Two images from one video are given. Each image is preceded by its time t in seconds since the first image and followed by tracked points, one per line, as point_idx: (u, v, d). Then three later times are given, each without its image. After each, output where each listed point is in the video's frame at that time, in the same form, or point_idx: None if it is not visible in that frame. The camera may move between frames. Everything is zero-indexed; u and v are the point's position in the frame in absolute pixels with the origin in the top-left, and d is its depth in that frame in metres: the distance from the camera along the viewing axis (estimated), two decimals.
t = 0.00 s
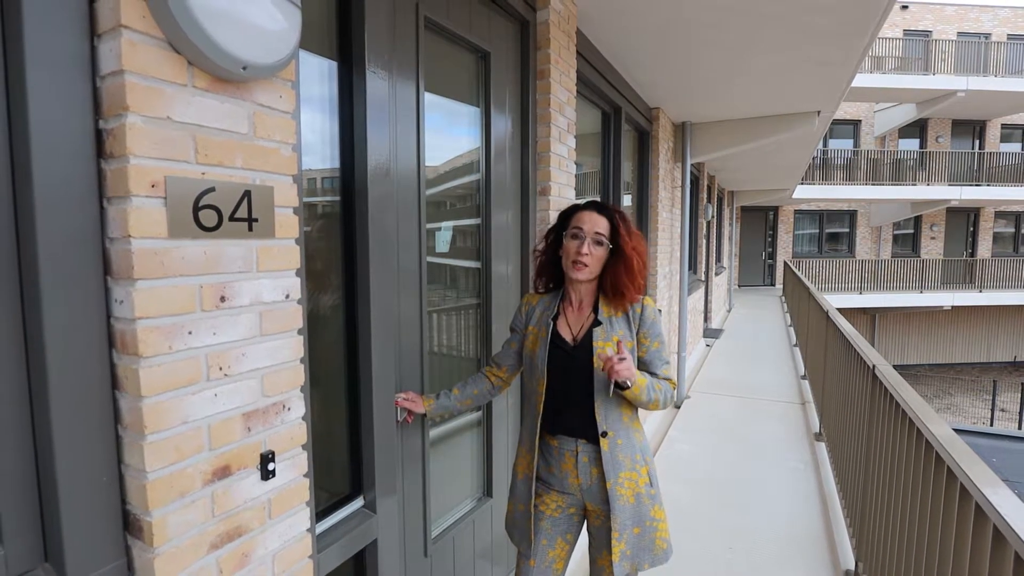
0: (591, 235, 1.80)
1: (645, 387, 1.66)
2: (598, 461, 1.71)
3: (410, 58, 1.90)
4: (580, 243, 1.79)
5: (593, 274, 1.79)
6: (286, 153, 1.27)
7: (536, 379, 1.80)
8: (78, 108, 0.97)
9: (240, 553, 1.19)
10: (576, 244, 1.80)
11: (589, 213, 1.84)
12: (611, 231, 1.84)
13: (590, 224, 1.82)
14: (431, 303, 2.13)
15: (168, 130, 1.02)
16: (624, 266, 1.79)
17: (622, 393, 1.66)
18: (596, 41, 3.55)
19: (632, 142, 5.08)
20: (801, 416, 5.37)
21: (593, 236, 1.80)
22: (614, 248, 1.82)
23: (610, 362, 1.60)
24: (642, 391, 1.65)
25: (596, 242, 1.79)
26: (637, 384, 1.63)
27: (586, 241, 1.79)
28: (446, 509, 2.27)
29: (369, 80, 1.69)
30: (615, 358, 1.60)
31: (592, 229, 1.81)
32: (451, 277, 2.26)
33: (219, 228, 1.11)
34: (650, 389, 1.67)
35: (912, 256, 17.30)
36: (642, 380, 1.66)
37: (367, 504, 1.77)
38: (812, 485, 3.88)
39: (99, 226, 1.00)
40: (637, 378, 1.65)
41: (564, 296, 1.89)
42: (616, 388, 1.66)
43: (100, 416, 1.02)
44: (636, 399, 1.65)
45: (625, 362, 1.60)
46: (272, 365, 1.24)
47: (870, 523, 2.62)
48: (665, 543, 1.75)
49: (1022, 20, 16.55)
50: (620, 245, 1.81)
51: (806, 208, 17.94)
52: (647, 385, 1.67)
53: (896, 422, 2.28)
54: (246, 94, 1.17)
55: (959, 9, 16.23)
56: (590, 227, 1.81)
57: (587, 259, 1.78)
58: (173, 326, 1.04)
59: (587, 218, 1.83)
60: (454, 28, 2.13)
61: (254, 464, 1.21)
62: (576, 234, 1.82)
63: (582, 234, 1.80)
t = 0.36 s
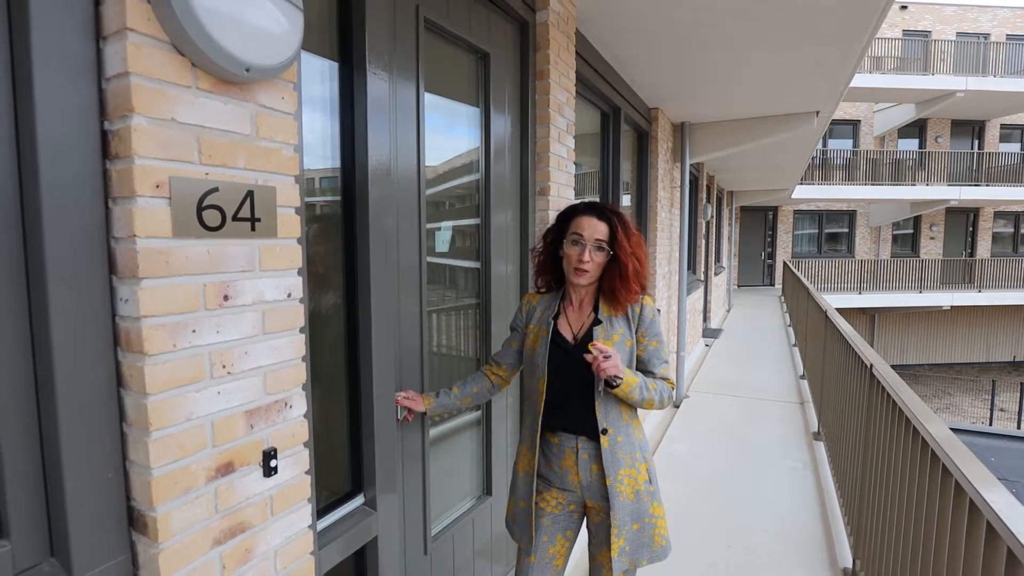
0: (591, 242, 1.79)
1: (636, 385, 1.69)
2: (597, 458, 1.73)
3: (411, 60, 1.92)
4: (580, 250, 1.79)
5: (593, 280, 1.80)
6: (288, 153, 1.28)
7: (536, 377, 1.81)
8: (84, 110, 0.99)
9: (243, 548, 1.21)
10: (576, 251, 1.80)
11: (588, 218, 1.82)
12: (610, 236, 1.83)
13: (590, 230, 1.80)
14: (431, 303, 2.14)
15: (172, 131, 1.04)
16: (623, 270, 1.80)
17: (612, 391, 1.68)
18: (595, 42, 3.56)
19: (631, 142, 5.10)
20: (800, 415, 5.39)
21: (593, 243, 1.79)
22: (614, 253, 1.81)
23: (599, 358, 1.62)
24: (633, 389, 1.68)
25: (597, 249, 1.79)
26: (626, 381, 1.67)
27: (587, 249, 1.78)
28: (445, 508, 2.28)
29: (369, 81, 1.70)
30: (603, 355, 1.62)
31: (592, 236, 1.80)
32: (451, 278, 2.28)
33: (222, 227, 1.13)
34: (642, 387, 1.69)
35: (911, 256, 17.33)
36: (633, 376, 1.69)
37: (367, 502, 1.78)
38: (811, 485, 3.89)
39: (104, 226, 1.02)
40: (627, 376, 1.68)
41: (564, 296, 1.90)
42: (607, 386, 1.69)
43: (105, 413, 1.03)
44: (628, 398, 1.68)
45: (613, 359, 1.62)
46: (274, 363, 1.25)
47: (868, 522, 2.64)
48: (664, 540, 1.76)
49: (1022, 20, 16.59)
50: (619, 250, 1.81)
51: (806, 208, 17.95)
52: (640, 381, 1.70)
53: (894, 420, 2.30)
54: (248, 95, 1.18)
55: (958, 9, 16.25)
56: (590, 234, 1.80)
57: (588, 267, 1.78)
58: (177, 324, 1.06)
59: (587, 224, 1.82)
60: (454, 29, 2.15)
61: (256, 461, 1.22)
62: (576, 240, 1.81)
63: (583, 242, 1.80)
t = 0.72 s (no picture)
0: (596, 233, 1.80)
1: (634, 397, 1.68)
2: (596, 456, 1.73)
3: (410, 60, 1.93)
4: (587, 243, 1.80)
5: (600, 271, 1.81)
6: (288, 154, 1.29)
7: (536, 377, 1.82)
8: (86, 111, 0.99)
9: (243, 546, 1.22)
10: (583, 244, 1.80)
11: (590, 210, 1.85)
12: (611, 228, 1.86)
13: (593, 222, 1.83)
14: (430, 302, 2.15)
15: (173, 132, 1.05)
16: (626, 259, 1.84)
17: (610, 409, 1.69)
18: (595, 42, 3.56)
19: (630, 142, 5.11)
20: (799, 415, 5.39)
21: (598, 234, 1.81)
22: (617, 244, 1.85)
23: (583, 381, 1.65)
24: (630, 403, 1.67)
25: (603, 239, 1.81)
26: (618, 401, 1.65)
27: (593, 240, 1.79)
28: (445, 507, 2.29)
29: (369, 81, 1.71)
30: (589, 379, 1.63)
31: (596, 227, 1.82)
32: (451, 277, 2.29)
33: (222, 227, 1.14)
34: (641, 398, 1.69)
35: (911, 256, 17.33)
36: (627, 391, 1.67)
37: (367, 501, 1.79)
38: (810, 484, 3.90)
39: (106, 226, 1.02)
40: (621, 393, 1.67)
41: (564, 295, 1.91)
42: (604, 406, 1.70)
43: (107, 411, 1.04)
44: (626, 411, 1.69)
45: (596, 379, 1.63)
46: (274, 362, 1.26)
47: (867, 521, 2.64)
48: (661, 538, 1.77)
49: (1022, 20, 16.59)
50: (621, 241, 1.85)
51: (806, 208, 17.96)
52: (636, 394, 1.69)
53: (892, 420, 2.31)
54: (248, 96, 1.19)
55: (958, 9, 16.25)
56: (594, 225, 1.82)
57: (596, 257, 1.79)
58: (178, 323, 1.07)
59: (590, 216, 1.84)
60: (453, 29, 2.16)
61: (257, 460, 1.23)
62: (581, 233, 1.82)
63: (588, 234, 1.80)
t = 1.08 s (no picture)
0: (590, 231, 1.82)
1: (627, 405, 1.68)
2: (593, 456, 1.74)
3: (410, 60, 1.93)
4: (581, 241, 1.80)
5: (596, 270, 1.81)
6: (287, 154, 1.29)
7: (535, 377, 1.82)
8: (84, 111, 1.00)
9: (242, 545, 1.22)
10: (577, 243, 1.81)
11: (585, 210, 1.86)
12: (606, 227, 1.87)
13: (589, 221, 1.84)
14: (430, 302, 2.16)
15: (171, 133, 1.05)
16: (622, 259, 1.84)
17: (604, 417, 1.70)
18: (594, 42, 3.57)
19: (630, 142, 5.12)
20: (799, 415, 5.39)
21: (593, 233, 1.82)
22: (612, 243, 1.85)
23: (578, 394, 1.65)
24: (624, 411, 1.68)
25: (597, 238, 1.82)
26: (612, 410, 1.66)
27: (587, 238, 1.80)
28: (444, 506, 2.29)
29: (368, 81, 1.71)
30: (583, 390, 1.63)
31: (591, 226, 1.83)
32: (451, 278, 2.29)
33: (221, 227, 1.14)
34: (634, 404, 1.69)
35: (911, 256, 17.32)
36: (621, 400, 1.68)
37: (366, 500, 1.79)
38: (810, 484, 3.90)
39: (105, 225, 1.03)
40: (615, 402, 1.67)
41: (563, 296, 1.91)
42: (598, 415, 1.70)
43: (105, 411, 1.04)
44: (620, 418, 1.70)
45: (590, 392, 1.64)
46: (273, 362, 1.27)
47: (866, 521, 2.64)
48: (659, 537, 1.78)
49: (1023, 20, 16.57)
50: (616, 240, 1.85)
51: (806, 208, 17.96)
52: (630, 402, 1.69)
53: (891, 420, 2.31)
54: (247, 97, 1.19)
55: (958, 9, 16.24)
56: (589, 224, 1.83)
57: (590, 256, 1.79)
58: (177, 323, 1.07)
59: (585, 216, 1.85)
60: (452, 29, 2.16)
61: (255, 459, 1.24)
62: (575, 233, 1.83)
63: (582, 232, 1.82)
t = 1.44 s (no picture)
0: (589, 233, 1.82)
1: (626, 405, 1.68)
2: (593, 456, 1.74)
3: (409, 60, 1.93)
4: (579, 243, 1.81)
5: (594, 271, 1.81)
6: (285, 154, 1.29)
7: (534, 377, 1.82)
8: (82, 111, 1.00)
9: (240, 545, 1.22)
10: (575, 243, 1.81)
11: (584, 211, 1.85)
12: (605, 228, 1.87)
13: (587, 222, 1.84)
14: (430, 303, 2.16)
15: (169, 132, 1.05)
16: (620, 260, 1.84)
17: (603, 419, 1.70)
18: (594, 42, 3.57)
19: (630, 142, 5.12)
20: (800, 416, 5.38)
21: (591, 234, 1.82)
22: (611, 244, 1.85)
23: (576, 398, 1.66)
24: (622, 412, 1.67)
25: (595, 240, 1.82)
26: (610, 413, 1.66)
27: (585, 240, 1.80)
28: (444, 506, 2.29)
29: (368, 81, 1.71)
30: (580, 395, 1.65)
31: (590, 227, 1.83)
32: (451, 278, 2.29)
33: (219, 227, 1.14)
34: (633, 404, 1.68)
35: (912, 256, 17.30)
36: (620, 400, 1.67)
37: (365, 500, 1.79)
38: (810, 485, 3.89)
39: (103, 225, 1.03)
40: (613, 403, 1.67)
41: (562, 296, 1.91)
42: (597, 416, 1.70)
43: (103, 410, 1.04)
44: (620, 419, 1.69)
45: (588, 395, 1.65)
46: (271, 362, 1.27)
47: (866, 522, 2.64)
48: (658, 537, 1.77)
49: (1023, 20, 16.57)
50: (615, 241, 1.85)
51: (806, 207, 17.96)
52: (628, 402, 1.68)
53: (891, 420, 2.31)
54: (245, 96, 1.19)
55: (959, 8, 16.24)
56: (587, 225, 1.83)
57: (588, 257, 1.79)
58: (175, 323, 1.07)
59: (583, 216, 1.85)
60: (452, 29, 2.16)
61: (254, 459, 1.24)
62: (573, 234, 1.83)
63: (581, 233, 1.82)
